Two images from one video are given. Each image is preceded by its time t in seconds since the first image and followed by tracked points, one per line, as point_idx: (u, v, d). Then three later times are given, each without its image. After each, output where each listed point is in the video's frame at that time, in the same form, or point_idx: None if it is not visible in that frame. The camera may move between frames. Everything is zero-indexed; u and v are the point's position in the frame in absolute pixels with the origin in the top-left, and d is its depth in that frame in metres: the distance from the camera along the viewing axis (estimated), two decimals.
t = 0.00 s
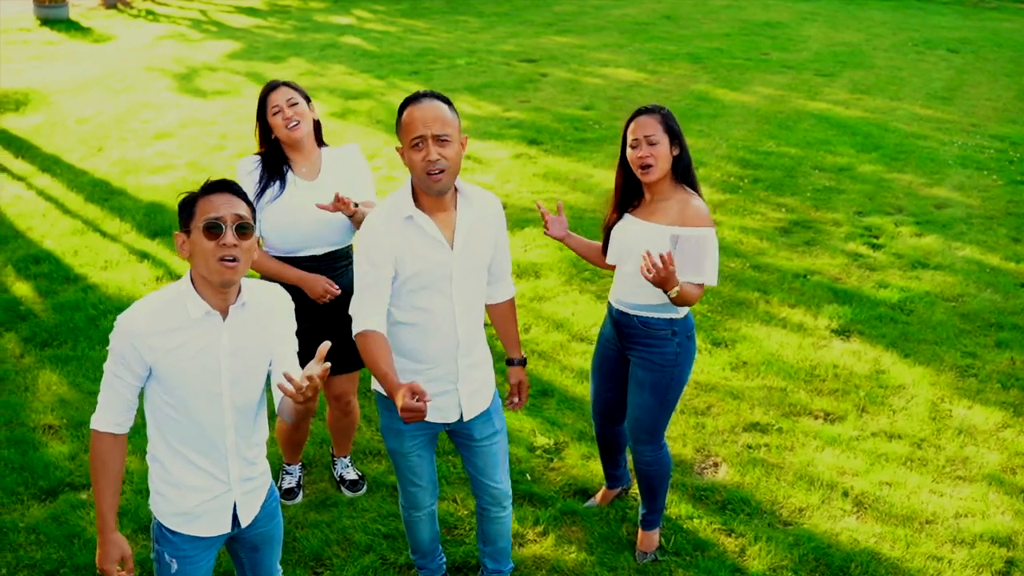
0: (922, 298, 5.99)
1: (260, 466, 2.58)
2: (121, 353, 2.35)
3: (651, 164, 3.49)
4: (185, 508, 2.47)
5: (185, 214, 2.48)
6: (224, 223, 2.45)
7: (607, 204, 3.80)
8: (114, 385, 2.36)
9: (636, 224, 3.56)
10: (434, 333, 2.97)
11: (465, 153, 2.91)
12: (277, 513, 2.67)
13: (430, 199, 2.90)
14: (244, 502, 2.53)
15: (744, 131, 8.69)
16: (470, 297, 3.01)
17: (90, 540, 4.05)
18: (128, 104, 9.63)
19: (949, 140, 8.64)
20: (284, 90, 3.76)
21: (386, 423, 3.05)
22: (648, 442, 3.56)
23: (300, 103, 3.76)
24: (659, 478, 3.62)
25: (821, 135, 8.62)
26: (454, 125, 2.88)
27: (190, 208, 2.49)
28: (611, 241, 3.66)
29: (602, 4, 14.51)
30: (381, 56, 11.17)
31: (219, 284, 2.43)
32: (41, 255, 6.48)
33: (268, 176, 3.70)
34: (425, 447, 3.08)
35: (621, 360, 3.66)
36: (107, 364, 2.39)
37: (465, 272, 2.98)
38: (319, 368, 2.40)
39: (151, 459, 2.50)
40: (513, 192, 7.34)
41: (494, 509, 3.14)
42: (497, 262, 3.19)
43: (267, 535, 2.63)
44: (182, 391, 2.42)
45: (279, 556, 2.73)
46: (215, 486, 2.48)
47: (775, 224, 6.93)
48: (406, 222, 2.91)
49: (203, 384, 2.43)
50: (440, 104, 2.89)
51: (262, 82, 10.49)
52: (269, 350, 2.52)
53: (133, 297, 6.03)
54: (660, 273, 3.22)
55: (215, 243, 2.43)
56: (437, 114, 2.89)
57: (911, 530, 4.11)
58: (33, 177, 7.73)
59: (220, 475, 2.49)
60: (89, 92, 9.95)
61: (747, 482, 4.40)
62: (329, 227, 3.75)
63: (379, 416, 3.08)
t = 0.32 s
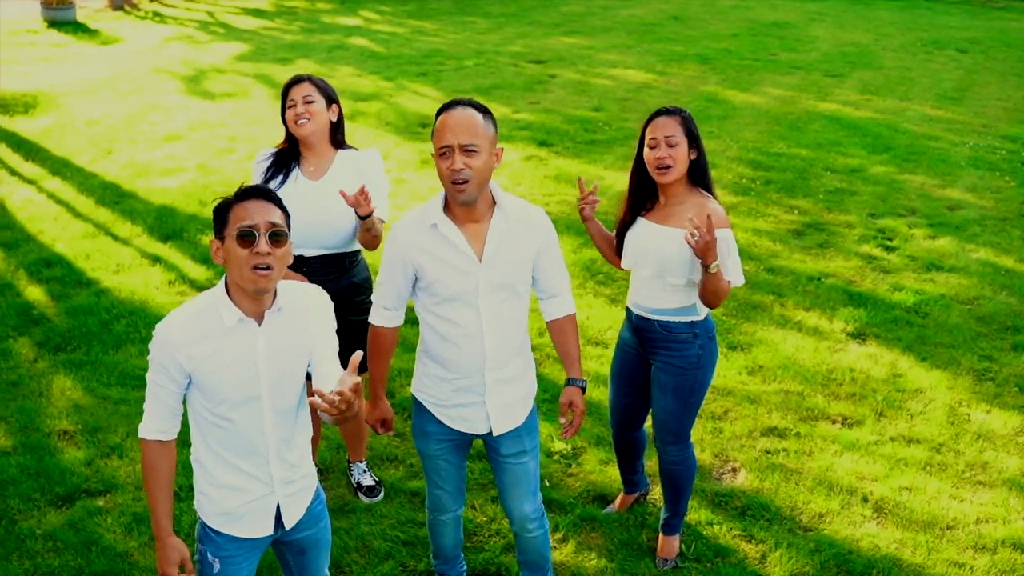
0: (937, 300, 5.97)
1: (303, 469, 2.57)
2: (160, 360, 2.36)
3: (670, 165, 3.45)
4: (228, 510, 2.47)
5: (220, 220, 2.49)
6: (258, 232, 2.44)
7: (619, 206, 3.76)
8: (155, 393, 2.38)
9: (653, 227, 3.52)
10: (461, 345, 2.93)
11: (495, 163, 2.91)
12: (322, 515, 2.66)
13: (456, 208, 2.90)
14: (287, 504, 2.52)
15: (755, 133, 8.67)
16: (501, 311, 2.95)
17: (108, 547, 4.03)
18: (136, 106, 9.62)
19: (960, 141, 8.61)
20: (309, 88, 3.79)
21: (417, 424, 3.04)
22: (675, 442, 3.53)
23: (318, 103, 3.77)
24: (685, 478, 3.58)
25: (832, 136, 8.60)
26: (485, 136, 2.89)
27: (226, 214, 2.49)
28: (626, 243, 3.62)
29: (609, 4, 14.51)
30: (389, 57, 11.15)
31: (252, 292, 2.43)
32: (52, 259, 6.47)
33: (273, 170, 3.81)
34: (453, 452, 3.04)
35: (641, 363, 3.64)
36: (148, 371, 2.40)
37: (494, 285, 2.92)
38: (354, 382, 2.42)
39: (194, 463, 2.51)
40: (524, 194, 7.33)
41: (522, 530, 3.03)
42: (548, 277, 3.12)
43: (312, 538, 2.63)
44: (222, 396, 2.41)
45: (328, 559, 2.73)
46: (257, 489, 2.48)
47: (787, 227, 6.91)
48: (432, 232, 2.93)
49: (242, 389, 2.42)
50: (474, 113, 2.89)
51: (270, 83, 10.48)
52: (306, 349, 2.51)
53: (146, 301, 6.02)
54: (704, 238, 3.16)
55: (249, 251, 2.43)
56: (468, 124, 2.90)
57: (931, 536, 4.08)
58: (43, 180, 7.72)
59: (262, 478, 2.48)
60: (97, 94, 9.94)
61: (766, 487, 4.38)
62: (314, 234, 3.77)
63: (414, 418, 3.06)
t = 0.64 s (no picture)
0: (957, 303, 5.94)
1: (337, 473, 2.56)
2: (191, 370, 2.37)
3: (696, 172, 3.45)
4: (263, 517, 2.46)
5: (255, 228, 2.49)
6: (292, 242, 2.44)
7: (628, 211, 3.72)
8: (188, 403, 2.39)
9: (678, 234, 3.51)
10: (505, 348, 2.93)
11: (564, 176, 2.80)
12: (356, 519, 2.65)
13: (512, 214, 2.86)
14: (322, 509, 2.51)
15: (769, 134, 8.64)
16: (545, 321, 2.87)
17: (129, 551, 4.03)
18: (150, 108, 9.62)
19: (976, 142, 8.58)
20: (325, 101, 3.79)
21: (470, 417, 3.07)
22: (693, 447, 3.51)
23: (339, 120, 3.81)
24: (704, 485, 3.56)
25: (847, 137, 8.57)
26: (556, 148, 2.79)
27: (260, 222, 2.49)
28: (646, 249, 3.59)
29: (620, 5, 14.49)
30: (402, 58, 11.14)
31: (285, 301, 2.43)
32: (69, 262, 6.48)
33: (284, 185, 3.81)
34: (497, 459, 3.01)
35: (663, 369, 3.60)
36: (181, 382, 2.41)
37: (540, 295, 2.86)
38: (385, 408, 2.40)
39: (229, 471, 2.50)
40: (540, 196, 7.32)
41: (558, 536, 2.98)
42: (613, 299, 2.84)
43: (347, 542, 2.62)
44: (257, 405, 2.41)
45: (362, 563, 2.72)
46: (293, 495, 2.47)
47: (804, 229, 6.89)
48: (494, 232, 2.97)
49: (275, 396, 2.41)
50: (547, 122, 2.80)
51: (283, 85, 10.48)
52: (335, 351, 2.50)
53: (163, 304, 6.01)
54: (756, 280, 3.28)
55: (283, 262, 2.43)
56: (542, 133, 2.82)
57: (956, 542, 4.05)
58: (58, 183, 7.74)
59: (297, 484, 2.48)
60: (111, 96, 9.95)
61: (788, 492, 4.36)
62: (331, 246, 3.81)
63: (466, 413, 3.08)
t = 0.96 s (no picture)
0: (980, 307, 5.91)
1: (352, 479, 2.57)
2: (214, 372, 2.35)
3: (738, 172, 3.48)
4: (282, 526, 2.45)
5: (284, 228, 2.48)
6: (322, 243, 2.43)
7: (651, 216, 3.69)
8: (208, 405, 2.36)
9: (719, 235, 3.51)
10: (553, 344, 2.96)
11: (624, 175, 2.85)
12: (367, 525, 2.66)
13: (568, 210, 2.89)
14: (339, 515, 2.51)
15: (790, 135, 8.61)
16: (595, 320, 2.89)
17: (152, 548, 4.03)
18: (170, 106, 9.64)
19: (998, 145, 8.53)
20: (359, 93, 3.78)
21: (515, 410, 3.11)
22: (726, 447, 3.46)
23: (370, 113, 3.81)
24: (732, 486, 3.52)
25: (869, 140, 8.54)
26: (614, 148, 2.82)
27: (288, 223, 2.48)
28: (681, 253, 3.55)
29: (639, 5, 14.47)
30: (421, 57, 11.15)
31: (312, 303, 2.42)
32: (90, 258, 6.50)
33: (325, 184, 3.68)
34: (537, 449, 3.04)
35: (691, 370, 3.57)
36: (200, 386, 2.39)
37: (588, 293, 2.88)
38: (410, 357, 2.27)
39: (246, 476, 2.49)
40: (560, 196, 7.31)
41: (591, 530, 3.00)
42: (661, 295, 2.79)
43: (358, 549, 2.63)
44: (279, 408, 2.41)
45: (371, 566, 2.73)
46: (311, 501, 2.47)
47: (826, 231, 6.86)
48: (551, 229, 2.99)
49: (298, 401, 2.41)
50: (606, 121, 2.82)
51: (303, 83, 10.49)
52: (358, 357, 2.50)
53: (184, 301, 6.02)
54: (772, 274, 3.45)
55: (311, 263, 2.42)
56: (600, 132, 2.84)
57: (980, 547, 4.02)
58: (79, 179, 7.77)
59: (316, 490, 2.47)
60: (131, 93, 9.98)
61: (811, 496, 4.34)
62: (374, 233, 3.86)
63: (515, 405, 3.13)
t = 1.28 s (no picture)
0: (996, 308, 5.89)
1: (360, 485, 2.56)
2: (232, 385, 2.32)
3: (760, 171, 3.47)
4: (290, 532, 2.45)
5: (305, 243, 2.46)
6: (342, 256, 2.40)
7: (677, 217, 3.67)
8: (224, 418, 2.34)
9: (747, 237, 3.49)
10: (582, 345, 2.97)
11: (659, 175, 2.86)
12: (378, 527, 2.66)
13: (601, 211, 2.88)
14: (347, 523, 2.51)
15: (803, 136, 8.59)
16: (627, 324, 2.90)
17: (169, 546, 4.02)
18: (183, 104, 9.65)
19: (1012, 146, 8.51)
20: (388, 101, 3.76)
21: (539, 413, 3.11)
22: (748, 450, 3.46)
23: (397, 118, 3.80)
24: (753, 489, 3.52)
25: (882, 140, 8.52)
26: (652, 151, 2.83)
27: (310, 238, 2.46)
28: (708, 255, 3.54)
29: (650, 5, 14.45)
30: (433, 56, 11.15)
31: (336, 317, 2.40)
32: (104, 256, 6.50)
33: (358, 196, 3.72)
34: (567, 450, 3.05)
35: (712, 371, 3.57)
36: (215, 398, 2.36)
37: (621, 298, 2.88)
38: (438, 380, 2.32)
39: (253, 483, 2.47)
40: (573, 195, 7.30)
41: (612, 526, 3.04)
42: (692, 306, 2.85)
43: (372, 550, 2.63)
44: (294, 421, 2.40)
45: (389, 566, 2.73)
46: (321, 509, 2.46)
47: (840, 231, 6.85)
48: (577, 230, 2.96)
49: (313, 414, 2.41)
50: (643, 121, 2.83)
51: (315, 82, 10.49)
52: (374, 375, 2.50)
53: (198, 299, 6.02)
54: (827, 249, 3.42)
55: (332, 276, 2.39)
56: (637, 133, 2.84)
57: (1000, 549, 4.00)
58: (92, 177, 7.78)
59: (326, 498, 2.47)
60: (143, 91, 9.99)
61: (829, 496, 4.32)
62: (405, 238, 3.86)
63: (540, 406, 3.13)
